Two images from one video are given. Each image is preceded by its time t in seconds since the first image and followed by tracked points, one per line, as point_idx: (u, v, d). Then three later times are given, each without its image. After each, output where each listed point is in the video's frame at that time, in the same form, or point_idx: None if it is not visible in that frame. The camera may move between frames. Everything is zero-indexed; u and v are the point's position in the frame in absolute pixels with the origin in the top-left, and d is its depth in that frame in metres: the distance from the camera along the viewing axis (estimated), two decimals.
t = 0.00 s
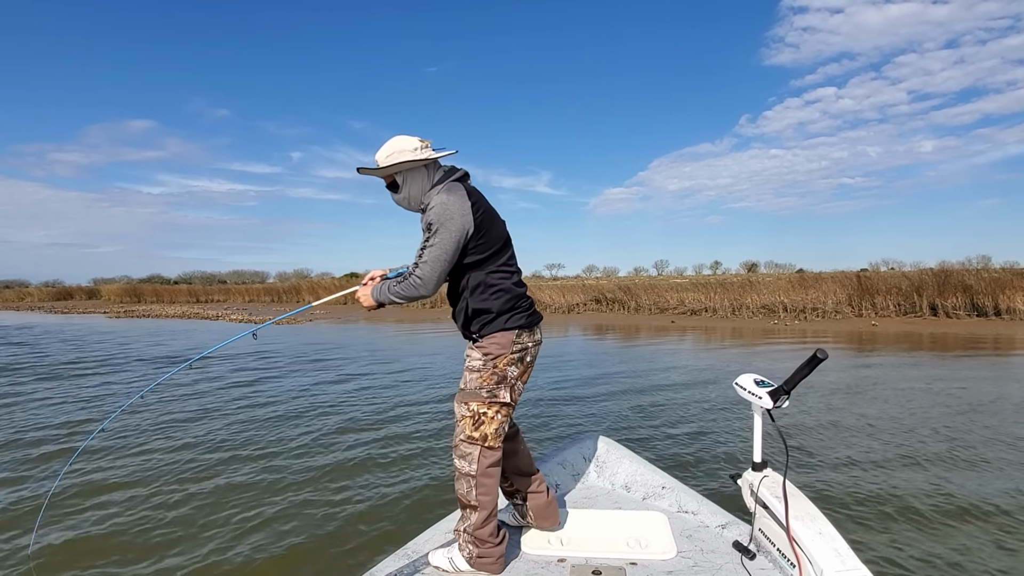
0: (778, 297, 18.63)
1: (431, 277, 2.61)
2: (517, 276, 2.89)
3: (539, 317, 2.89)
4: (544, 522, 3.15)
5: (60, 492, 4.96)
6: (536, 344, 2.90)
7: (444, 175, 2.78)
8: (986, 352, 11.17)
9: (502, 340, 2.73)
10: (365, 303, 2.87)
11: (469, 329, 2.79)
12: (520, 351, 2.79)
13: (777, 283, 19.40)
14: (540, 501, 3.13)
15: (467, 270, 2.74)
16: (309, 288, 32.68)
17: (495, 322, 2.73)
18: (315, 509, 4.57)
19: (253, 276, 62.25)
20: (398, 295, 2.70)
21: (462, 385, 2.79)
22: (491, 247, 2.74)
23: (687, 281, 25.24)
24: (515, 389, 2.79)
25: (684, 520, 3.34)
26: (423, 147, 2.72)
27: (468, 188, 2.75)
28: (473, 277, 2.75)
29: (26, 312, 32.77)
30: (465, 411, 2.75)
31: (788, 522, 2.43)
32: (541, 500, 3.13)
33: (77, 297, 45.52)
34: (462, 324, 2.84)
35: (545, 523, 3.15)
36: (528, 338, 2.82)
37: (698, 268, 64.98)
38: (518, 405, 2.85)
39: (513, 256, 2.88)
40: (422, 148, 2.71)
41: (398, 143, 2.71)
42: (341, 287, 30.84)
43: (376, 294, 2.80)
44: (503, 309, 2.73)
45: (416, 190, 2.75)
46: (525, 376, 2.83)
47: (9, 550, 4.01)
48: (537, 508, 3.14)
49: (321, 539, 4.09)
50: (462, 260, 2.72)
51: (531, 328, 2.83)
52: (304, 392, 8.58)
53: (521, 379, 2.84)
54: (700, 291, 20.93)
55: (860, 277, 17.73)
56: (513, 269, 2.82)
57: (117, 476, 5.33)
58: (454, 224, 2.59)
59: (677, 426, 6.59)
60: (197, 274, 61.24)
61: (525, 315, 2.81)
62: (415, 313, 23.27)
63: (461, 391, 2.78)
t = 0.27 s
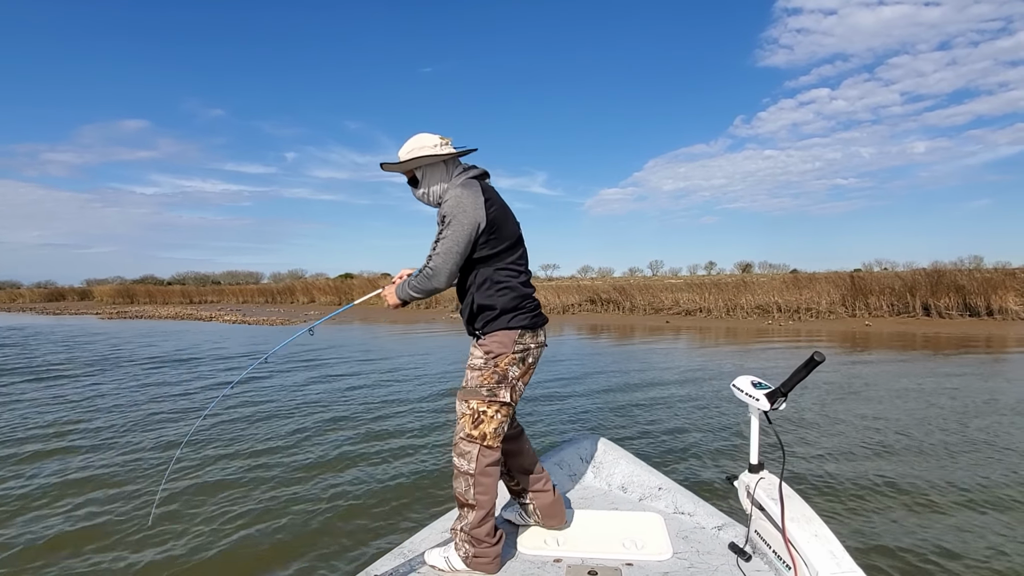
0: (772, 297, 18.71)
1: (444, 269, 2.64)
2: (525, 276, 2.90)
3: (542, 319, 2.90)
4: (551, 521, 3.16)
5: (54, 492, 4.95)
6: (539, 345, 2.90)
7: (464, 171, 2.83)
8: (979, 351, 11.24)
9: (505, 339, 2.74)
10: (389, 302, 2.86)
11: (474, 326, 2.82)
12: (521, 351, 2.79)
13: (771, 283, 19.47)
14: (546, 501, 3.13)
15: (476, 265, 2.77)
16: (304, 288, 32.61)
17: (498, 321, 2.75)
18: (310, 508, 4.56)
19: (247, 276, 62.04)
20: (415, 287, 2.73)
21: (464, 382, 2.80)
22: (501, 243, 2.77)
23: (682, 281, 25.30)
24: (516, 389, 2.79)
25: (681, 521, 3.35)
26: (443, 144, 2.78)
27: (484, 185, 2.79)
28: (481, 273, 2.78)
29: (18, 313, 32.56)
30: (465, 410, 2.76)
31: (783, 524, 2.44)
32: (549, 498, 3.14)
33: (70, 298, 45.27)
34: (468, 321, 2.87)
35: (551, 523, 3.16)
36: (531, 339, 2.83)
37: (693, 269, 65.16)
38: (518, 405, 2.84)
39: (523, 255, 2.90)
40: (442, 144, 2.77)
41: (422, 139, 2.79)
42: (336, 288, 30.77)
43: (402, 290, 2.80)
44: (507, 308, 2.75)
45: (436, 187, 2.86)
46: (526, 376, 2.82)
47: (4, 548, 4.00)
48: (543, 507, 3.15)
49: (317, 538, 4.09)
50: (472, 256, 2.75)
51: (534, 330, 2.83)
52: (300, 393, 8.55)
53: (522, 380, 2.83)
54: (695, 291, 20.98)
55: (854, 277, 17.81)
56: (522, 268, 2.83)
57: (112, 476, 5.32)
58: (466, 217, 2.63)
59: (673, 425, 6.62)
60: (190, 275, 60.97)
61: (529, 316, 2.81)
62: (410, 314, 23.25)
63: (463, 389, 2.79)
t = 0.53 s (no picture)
0: (768, 297, 18.78)
1: (498, 259, 2.68)
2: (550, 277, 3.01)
3: (562, 322, 2.96)
4: (565, 525, 3.17)
5: (50, 494, 4.94)
6: (558, 348, 2.95)
7: (497, 173, 2.96)
8: (973, 350, 11.30)
9: (523, 336, 2.81)
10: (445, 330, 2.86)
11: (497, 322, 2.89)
12: (538, 350, 2.84)
13: (767, 283, 19.53)
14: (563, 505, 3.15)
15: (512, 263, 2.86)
16: (299, 289, 32.55)
17: (518, 317, 2.84)
18: (309, 508, 4.56)
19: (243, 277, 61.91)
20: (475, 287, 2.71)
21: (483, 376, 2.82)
22: (531, 243, 2.89)
23: (678, 281, 25.35)
24: (531, 386, 2.81)
25: (679, 522, 3.35)
26: (480, 149, 2.91)
27: (517, 189, 2.95)
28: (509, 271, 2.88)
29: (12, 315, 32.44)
30: (481, 403, 2.77)
31: (781, 525, 2.44)
32: (566, 503, 3.15)
33: (64, 300, 45.12)
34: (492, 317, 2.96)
35: (565, 527, 3.17)
36: (548, 339, 2.89)
37: (689, 268, 65.29)
38: (533, 405, 2.84)
39: (549, 257, 3.01)
40: (479, 151, 2.90)
41: (457, 148, 2.90)
42: (332, 289, 30.72)
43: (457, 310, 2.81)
44: (530, 306, 2.84)
45: (470, 187, 2.97)
46: (541, 377, 2.86)
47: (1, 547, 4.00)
48: (559, 511, 3.16)
49: (315, 536, 4.09)
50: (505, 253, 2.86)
51: (552, 330, 2.89)
52: (296, 394, 8.55)
53: (538, 378, 2.87)
54: (691, 290, 21.01)
55: (849, 276, 17.87)
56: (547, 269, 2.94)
57: (108, 477, 5.31)
58: (509, 211, 2.75)
59: (669, 424, 6.64)
60: (186, 276, 60.82)
61: (548, 316, 2.88)
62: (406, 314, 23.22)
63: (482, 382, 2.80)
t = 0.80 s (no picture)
0: (765, 296, 18.83)
1: (522, 251, 2.71)
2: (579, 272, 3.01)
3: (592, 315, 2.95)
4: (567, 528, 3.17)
5: (47, 493, 4.92)
6: (587, 342, 2.95)
7: (522, 174, 2.98)
8: (969, 347, 11.35)
9: (552, 329, 2.82)
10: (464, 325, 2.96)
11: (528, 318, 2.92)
12: (569, 343, 2.84)
13: (764, 281, 19.57)
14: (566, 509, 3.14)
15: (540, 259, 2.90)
16: (296, 290, 32.51)
17: (548, 311, 2.85)
18: (308, 508, 4.55)
19: (239, 278, 61.78)
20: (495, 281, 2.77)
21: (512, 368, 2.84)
22: (557, 237, 2.90)
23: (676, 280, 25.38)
24: (561, 378, 2.81)
25: (678, 524, 3.35)
26: (505, 152, 2.94)
27: (541, 186, 2.97)
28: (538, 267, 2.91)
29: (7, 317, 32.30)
30: (510, 393, 2.78)
31: (781, 528, 2.44)
32: (571, 507, 3.15)
33: (60, 301, 44.95)
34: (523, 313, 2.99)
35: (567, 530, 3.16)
36: (578, 332, 2.88)
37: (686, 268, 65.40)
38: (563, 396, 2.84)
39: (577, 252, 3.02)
40: (504, 153, 2.93)
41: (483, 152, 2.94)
42: (329, 289, 30.68)
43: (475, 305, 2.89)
44: (560, 299, 2.85)
45: (495, 188, 2.99)
46: (572, 369, 2.86)
47: None
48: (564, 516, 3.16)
49: (315, 536, 4.08)
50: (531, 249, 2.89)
51: (582, 324, 2.88)
52: (294, 395, 8.53)
53: (567, 371, 2.87)
54: (688, 289, 21.04)
55: (846, 275, 17.92)
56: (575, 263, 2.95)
57: (106, 478, 5.30)
58: (534, 207, 2.79)
59: (667, 423, 6.65)
60: (182, 277, 60.63)
61: (578, 309, 2.88)
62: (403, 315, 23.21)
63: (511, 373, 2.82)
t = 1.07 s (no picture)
0: (762, 294, 18.88)
1: (529, 256, 2.74)
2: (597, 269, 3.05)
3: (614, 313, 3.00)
4: (565, 530, 3.20)
5: (44, 498, 4.90)
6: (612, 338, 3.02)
7: (537, 174, 3.00)
8: (966, 344, 11.39)
9: (579, 332, 2.86)
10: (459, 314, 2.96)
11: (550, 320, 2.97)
12: (596, 343, 2.89)
13: (761, 280, 19.62)
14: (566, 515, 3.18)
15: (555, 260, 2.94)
16: (293, 291, 32.48)
17: (571, 312, 2.89)
18: (307, 510, 4.55)
19: (236, 280, 61.68)
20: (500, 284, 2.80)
21: (546, 381, 2.91)
22: (572, 238, 2.93)
23: (673, 279, 25.41)
24: (597, 378, 2.90)
25: (678, 525, 3.35)
26: (520, 151, 2.97)
27: (556, 185, 2.98)
28: (556, 268, 2.95)
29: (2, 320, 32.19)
30: (552, 404, 2.87)
31: (781, 528, 2.44)
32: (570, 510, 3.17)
33: (57, 304, 44.84)
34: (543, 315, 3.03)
35: (565, 531, 3.20)
36: (605, 330, 2.93)
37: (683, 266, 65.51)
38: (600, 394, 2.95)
39: (593, 249, 3.04)
40: (519, 152, 2.97)
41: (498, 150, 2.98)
42: (326, 290, 30.67)
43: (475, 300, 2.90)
44: (579, 299, 2.89)
45: (509, 188, 3.02)
46: (603, 367, 2.94)
47: None
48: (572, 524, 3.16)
49: (315, 538, 4.08)
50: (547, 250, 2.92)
51: (606, 321, 2.94)
52: (292, 396, 8.51)
53: (599, 369, 2.95)
54: (685, 288, 21.08)
55: (842, 272, 17.99)
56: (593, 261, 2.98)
57: (103, 481, 5.28)
58: (546, 209, 2.79)
59: (666, 422, 6.67)
60: (178, 279, 60.50)
61: (601, 308, 2.94)
62: (401, 315, 23.22)
63: (548, 386, 2.90)
